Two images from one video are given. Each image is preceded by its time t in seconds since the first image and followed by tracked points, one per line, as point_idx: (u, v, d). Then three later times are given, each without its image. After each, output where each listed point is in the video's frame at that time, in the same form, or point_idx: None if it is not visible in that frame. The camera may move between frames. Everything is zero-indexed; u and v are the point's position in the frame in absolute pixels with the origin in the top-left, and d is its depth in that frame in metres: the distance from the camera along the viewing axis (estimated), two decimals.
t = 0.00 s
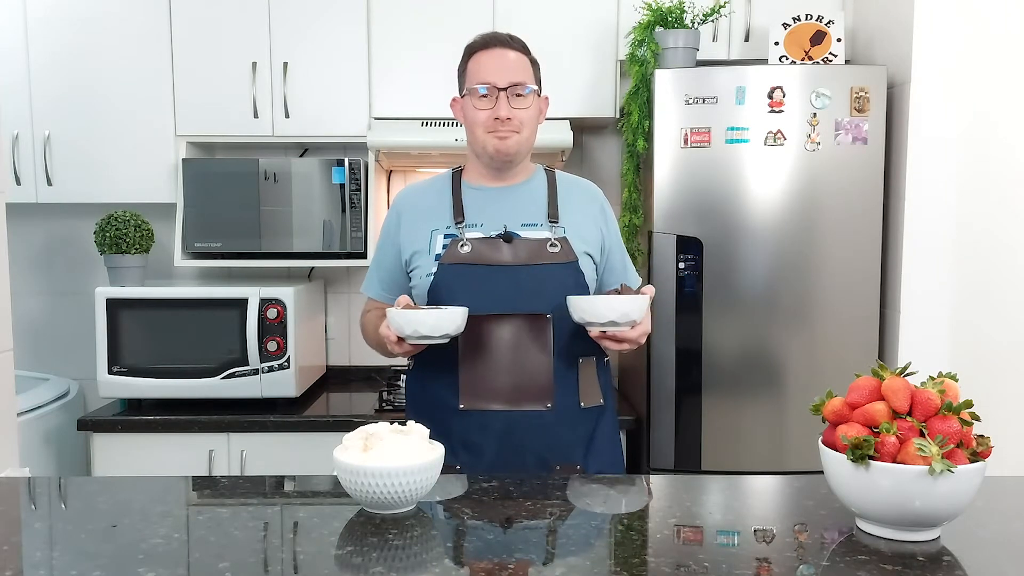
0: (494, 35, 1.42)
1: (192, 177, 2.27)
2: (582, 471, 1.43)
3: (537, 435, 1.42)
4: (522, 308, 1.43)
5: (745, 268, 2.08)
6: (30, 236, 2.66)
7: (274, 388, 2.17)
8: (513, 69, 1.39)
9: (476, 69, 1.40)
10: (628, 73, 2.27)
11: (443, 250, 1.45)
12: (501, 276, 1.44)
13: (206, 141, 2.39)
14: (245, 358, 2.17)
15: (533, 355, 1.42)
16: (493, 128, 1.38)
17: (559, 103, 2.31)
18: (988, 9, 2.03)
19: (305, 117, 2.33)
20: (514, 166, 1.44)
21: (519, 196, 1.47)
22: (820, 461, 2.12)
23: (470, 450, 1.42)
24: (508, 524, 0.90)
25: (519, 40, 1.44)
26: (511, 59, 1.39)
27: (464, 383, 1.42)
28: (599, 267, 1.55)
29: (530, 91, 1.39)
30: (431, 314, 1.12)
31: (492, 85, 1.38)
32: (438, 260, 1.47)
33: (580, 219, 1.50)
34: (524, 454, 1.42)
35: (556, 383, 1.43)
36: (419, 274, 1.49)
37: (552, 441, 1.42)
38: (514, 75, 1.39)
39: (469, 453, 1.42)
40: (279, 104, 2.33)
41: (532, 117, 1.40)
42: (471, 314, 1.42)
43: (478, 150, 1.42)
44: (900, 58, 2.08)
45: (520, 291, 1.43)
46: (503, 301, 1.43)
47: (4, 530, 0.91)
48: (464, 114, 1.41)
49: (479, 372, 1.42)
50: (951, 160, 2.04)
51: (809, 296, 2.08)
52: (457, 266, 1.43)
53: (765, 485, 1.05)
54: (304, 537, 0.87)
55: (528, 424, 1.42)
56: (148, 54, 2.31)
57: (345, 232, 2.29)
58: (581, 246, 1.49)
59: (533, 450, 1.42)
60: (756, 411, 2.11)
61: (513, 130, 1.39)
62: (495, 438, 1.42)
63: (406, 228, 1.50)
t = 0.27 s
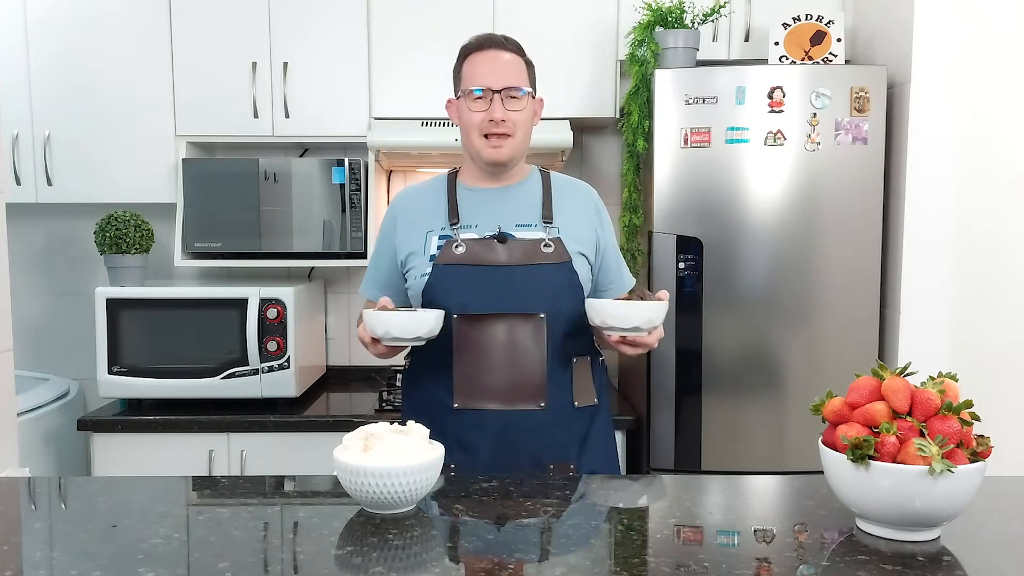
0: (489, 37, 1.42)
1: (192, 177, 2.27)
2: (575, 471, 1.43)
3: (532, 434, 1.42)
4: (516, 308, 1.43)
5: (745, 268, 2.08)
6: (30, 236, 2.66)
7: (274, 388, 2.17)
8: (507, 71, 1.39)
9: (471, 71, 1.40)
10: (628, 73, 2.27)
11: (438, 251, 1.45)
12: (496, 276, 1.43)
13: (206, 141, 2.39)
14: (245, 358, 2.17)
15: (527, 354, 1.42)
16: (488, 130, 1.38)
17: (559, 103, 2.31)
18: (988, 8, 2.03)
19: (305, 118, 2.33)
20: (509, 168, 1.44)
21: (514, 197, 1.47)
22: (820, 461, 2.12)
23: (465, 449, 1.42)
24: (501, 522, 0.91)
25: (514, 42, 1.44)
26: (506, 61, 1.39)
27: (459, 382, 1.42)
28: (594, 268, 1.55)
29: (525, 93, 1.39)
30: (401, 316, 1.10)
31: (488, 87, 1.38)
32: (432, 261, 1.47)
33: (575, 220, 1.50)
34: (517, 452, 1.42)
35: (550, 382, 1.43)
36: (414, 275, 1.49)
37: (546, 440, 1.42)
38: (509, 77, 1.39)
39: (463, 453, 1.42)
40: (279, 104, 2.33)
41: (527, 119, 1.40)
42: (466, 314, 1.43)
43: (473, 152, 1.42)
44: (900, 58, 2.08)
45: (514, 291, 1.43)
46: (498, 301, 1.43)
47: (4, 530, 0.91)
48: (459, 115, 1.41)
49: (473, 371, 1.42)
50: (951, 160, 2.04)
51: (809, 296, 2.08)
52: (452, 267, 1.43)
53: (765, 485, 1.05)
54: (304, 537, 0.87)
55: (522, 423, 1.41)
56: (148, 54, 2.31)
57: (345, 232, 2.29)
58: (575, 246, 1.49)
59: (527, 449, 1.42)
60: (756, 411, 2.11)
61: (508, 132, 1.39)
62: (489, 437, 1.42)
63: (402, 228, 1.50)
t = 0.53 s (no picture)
0: (483, 37, 1.41)
1: (193, 177, 2.27)
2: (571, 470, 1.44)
3: (528, 434, 1.42)
4: (512, 310, 1.43)
5: (745, 268, 2.08)
6: (30, 236, 2.66)
7: (274, 388, 2.17)
8: (502, 73, 1.38)
9: (465, 72, 1.39)
10: (628, 73, 2.27)
11: (433, 254, 1.45)
12: (491, 277, 1.43)
13: (206, 141, 2.39)
14: (245, 358, 2.17)
15: (524, 355, 1.42)
16: (483, 132, 1.38)
17: (559, 104, 2.31)
18: (988, 8, 2.03)
19: (305, 118, 2.33)
20: (503, 169, 1.44)
21: (508, 199, 1.47)
22: (820, 461, 2.12)
23: (461, 449, 1.42)
24: (496, 519, 0.91)
25: (509, 43, 1.44)
26: (501, 63, 1.39)
27: (455, 383, 1.42)
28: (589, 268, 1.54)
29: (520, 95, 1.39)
30: (361, 334, 1.10)
31: (482, 89, 1.37)
32: (427, 263, 1.46)
33: (568, 220, 1.49)
34: (514, 452, 1.42)
35: (546, 383, 1.43)
36: (409, 276, 1.48)
37: (542, 440, 1.43)
38: (504, 79, 1.38)
39: (459, 453, 1.42)
40: (279, 104, 2.33)
41: (521, 121, 1.40)
42: (462, 316, 1.42)
43: (468, 153, 1.42)
44: (900, 58, 2.08)
45: (510, 292, 1.43)
46: (493, 303, 1.43)
47: (4, 530, 0.91)
48: (454, 116, 1.41)
49: (469, 372, 1.42)
50: (951, 160, 2.04)
51: (809, 296, 2.08)
52: (447, 269, 1.43)
53: (765, 485, 1.05)
54: (304, 537, 0.87)
55: (518, 423, 1.42)
56: (148, 54, 2.31)
57: (345, 232, 2.29)
58: (569, 247, 1.49)
59: (523, 449, 1.42)
60: (756, 411, 2.11)
61: (503, 134, 1.38)
62: (485, 437, 1.42)
63: (397, 231, 1.50)
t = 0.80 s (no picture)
0: (475, 41, 1.41)
1: (193, 177, 2.27)
2: (570, 469, 1.44)
3: (527, 434, 1.42)
4: (511, 311, 1.43)
5: (745, 268, 2.08)
6: (30, 236, 2.66)
7: (274, 388, 2.17)
8: (495, 75, 1.38)
9: (459, 77, 1.39)
10: (628, 73, 2.27)
11: (432, 255, 1.45)
12: (490, 278, 1.44)
13: (206, 141, 2.39)
14: (245, 358, 2.17)
15: (524, 355, 1.42)
16: (479, 136, 1.38)
17: (559, 103, 2.31)
18: (988, 8, 2.03)
19: (305, 117, 2.33)
20: (500, 171, 1.44)
21: (505, 200, 1.47)
22: (820, 461, 2.12)
23: (461, 449, 1.42)
24: (495, 516, 0.92)
25: (501, 44, 1.43)
26: (493, 66, 1.38)
27: (456, 384, 1.42)
28: (584, 267, 1.54)
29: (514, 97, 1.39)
30: (378, 336, 1.09)
31: (476, 93, 1.37)
32: (426, 265, 1.46)
33: (566, 220, 1.49)
34: (514, 452, 1.42)
35: (547, 383, 1.43)
36: (407, 278, 1.48)
37: (541, 440, 1.43)
38: (497, 82, 1.37)
39: (459, 453, 1.42)
40: (279, 104, 2.33)
41: (516, 123, 1.39)
42: (462, 317, 1.42)
43: (465, 158, 1.41)
44: (900, 58, 2.08)
45: (509, 292, 1.43)
46: (492, 304, 1.43)
47: (4, 530, 0.91)
48: (449, 121, 1.40)
49: (469, 373, 1.42)
50: (951, 160, 2.04)
51: (809, 296, 2.08)
52: (446, 270, 1.43)
53: (765, 485, 1.05)
54: (304, 537, 0.87)
55: (518, 423, 1.42)
56: (147, 54, 2.31)
57: (345, 232, 2.29)
58: (567, 247, 1.49)
59: (523, 449, 1.42)
60: (755, 411, 2.11)
61: (499, 137, 1.38)
62: (485, 438, 1.42)
63: (394, 232, 1.50)
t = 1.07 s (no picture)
0: (474, 42, 1.41)
1: (193, 177, 2.27)
2: (571, 469, 1.44)
3: (530, 435, 1.42)
4: (514, 312, 1.43)
5: (745, 268, 2.08)
6: (30, 236, 2.66)
7: (274, 388, 2.17)
8: (494, 77, 1.38)
9: (458, 78, 1.39)
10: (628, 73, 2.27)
11: (434, 256, 1.45)
12: (492, 279, 1.44)
13: (206, 141, 2.39)
14: (245, 358, 2.17)
15: (529, 356, 1.42)
16: (478, 138, 1.38)
17: (559, 103, 2.31)
18: (988, 8, 2.03)
19: (305, 117, 2.33)
20: (499, 172, 1.44)
21: (506, 201, 1.47)
22: (820, 461, 2.12)
23: (463, 449, 1.42)
24: (497, 513, 0.93)
25: (500, 45, 1.43)
26: (493, 67, 1.38)
27: (459, 384, 1.41)
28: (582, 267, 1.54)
29: (513, 99, 1.39)
30: (421, 331, 1.13)
31: (476, 95, 1.37)
32: (428, 265, 1.47)
33: (565, 221, 1.50)
34: (516, 452, 1.42)
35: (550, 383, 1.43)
36: (409, 279, 1.48)
37: (544, 440, 1.43)
38: (497, 84, 1.38)
39: (462, 453, 1.42)
40: (280, 105, 2.33)
41: (515, 124, 1.39)
42: (466, 318, 1.41)
43: (464, 159, 1.42)
44: (900, 58, 2.07)
45: (511, 293, 1.43)
46: (495, 305, 1.43)
47: (4, 530, 0.91)
48: (448, 122, 1.40)
49: (473, 373, 1.41)
50: (951, 160, 2.04)
51: (809, 296, 2.08)
52: (448, 270, 1.43)
53: (765, 485, 1.05)
54: (304, 537, 0.87)
55: (521, 424, 1.42)
56: (147, 54, 2.31)
57: (345, 232, 2.29)
58: (567, 248, 1.49)
59: (525, 449, 1.42)
60: (755, 411, 2.11)
61: (498, 139, 1.38)
62: (488, 438, 1.41)
63: (394, 233, 1.50)
